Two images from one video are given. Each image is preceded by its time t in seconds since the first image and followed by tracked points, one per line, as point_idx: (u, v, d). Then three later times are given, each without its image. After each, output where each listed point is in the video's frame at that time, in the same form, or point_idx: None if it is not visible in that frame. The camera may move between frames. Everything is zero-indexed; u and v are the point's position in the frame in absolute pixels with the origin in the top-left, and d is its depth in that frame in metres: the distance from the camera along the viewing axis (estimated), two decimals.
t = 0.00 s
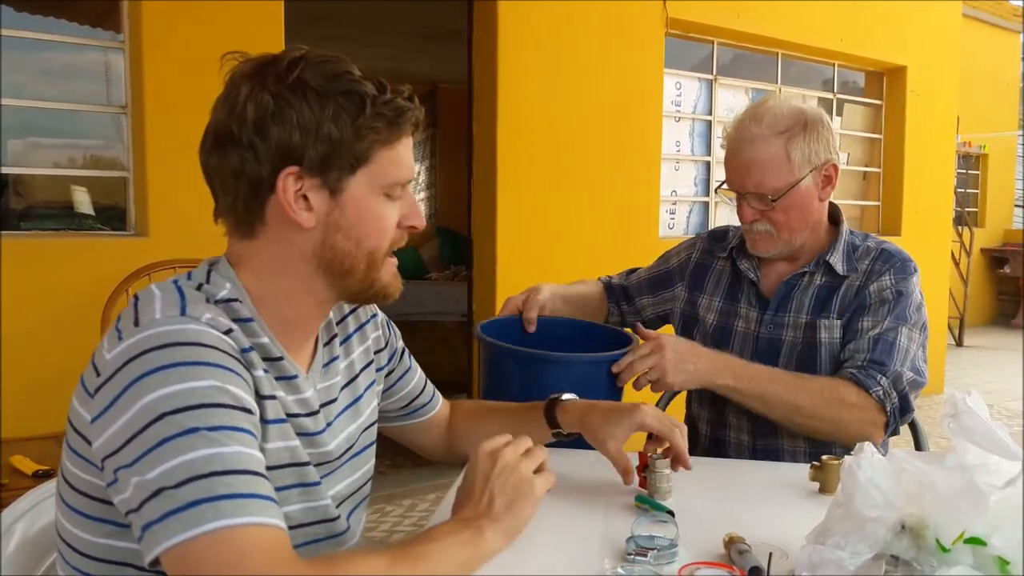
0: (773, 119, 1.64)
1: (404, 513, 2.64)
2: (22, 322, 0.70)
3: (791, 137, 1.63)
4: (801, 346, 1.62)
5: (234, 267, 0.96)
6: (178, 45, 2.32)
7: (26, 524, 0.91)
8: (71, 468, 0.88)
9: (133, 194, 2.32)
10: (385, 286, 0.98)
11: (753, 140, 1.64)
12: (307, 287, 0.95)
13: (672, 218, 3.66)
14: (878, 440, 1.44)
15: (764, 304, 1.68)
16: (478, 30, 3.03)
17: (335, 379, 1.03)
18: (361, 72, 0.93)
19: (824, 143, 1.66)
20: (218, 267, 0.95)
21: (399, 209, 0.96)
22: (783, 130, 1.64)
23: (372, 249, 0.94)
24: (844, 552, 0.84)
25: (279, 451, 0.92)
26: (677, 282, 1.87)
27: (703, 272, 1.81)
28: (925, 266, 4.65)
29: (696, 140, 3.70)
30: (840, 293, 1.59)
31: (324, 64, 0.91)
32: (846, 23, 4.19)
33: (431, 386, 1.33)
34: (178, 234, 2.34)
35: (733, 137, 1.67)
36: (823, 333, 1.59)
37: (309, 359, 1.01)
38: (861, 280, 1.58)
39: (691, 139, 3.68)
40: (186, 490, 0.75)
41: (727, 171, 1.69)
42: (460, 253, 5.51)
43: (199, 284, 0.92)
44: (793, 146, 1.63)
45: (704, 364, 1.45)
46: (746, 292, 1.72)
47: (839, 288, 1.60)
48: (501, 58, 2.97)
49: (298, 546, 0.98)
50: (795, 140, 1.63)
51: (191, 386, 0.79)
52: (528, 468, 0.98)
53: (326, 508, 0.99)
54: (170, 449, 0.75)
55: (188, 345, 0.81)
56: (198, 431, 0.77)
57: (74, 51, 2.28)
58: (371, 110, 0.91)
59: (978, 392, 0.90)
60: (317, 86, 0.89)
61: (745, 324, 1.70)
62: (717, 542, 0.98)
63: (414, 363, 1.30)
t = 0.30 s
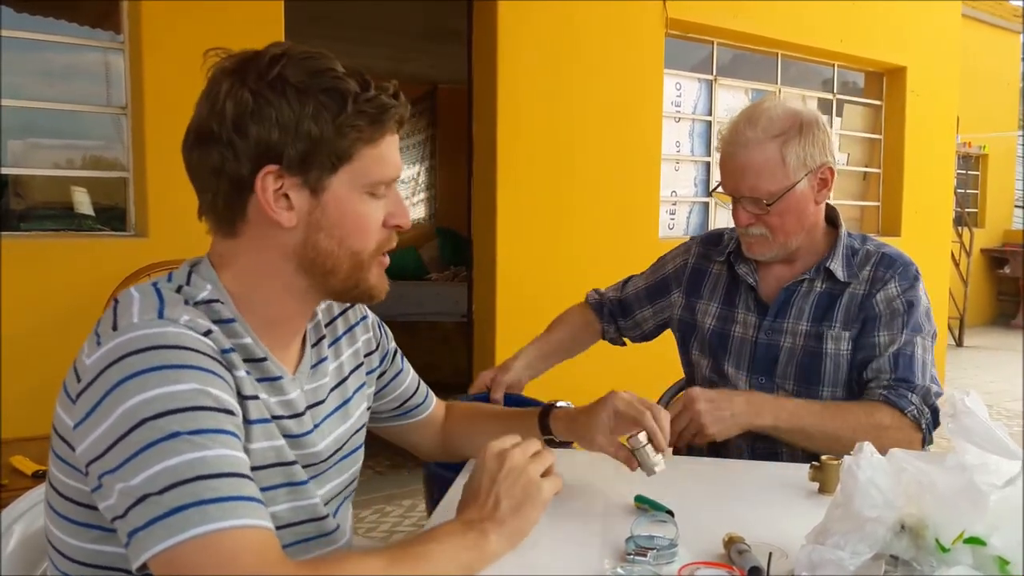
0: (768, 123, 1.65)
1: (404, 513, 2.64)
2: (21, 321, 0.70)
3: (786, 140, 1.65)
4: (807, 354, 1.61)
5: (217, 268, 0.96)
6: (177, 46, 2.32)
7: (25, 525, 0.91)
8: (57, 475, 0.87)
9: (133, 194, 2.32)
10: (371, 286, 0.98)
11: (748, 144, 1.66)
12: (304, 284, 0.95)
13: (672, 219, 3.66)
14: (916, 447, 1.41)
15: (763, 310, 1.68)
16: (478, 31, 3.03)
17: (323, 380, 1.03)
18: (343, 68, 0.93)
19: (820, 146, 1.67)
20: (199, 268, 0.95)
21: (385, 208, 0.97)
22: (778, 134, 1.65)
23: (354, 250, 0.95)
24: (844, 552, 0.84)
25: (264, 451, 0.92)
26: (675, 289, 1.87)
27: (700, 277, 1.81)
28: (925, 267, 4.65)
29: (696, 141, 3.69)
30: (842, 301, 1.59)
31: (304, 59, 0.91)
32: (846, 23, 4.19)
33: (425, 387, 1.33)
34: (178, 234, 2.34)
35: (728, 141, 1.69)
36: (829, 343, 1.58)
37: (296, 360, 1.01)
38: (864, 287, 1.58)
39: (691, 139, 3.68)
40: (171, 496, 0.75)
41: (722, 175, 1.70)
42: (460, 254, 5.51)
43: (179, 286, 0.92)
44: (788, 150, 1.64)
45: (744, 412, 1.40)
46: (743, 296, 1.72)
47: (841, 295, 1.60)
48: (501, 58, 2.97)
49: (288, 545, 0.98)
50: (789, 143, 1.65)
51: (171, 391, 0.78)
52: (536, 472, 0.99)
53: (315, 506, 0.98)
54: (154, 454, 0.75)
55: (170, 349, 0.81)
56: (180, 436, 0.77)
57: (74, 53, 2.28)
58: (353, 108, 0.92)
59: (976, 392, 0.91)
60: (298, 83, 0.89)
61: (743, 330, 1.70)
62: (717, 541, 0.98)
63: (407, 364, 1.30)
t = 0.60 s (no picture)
0: (747, 129, 1.64)
1: (405, 513, 2.64)
2: (28, 321, 0.70)
3: (766, 146, 1.63)
4: (819, 356, 1.60)
5: (227, 269, 0.98)
6: (176, 46, 2.32)
7: (26, 523, 0.91)
8: (65, 468, 0.89)
9: (134, 195, 2.30)
10: (337, 290, 0.91)
11: (728, 152, 1.64)
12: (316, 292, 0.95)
13: (672, 218, 3.66)
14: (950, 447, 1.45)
15: (766, 318, 1.65)
16: (478, 31, 3.03)
17: (332, 389, 1.02)
18: (279, 63, 0.92)
19: (801, 148, 1.67)
20: (211, 270, 0.97)
21: (337, 208, 0.91)
22: (758, 140, 1.63)
23: (303, 252, 0.90)
24: (844, 551, 0.85)
25: (271, 451, 0.92)
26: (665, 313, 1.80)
27: (689, 295, 1.76)
28: (925, 265, 4.66)
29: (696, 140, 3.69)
30: (846, 299, 1.60)
31: (247, 61, 0.92)
32: (846, 22, 4.18)
33: (431, 395, 1.35)
34: (178, 234, 2.34)
35: (707, 150, 1.67)
36: (843, 344, 1.59)
37: (306, 366, 1.01)
38: (868, 283, 1.60)
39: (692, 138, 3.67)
40: (175, 492, 0.75)
41: (705, 185, 1.69)
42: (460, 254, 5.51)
43: (190, 284, 0.93)
44: (769, 155, 1.63)
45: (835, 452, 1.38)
46: (740, 305, 1.69)
47: (844, 294, 1.61)
48: (502, 57, 2.98)
49: (294, 545, 0.98)
50: (770, 148, 1.63)
51: (177, 388, 0.79)
52: (564, 488, 1.00)
53: (320, 508, 0.99)
54: (160, 451, 0.75)
55: (178, 347, 0.82)
56: (185, 433, 0.77)
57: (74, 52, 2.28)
58: (269, 100, 0.89)
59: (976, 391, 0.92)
60: (236, 82, 0.91)
61: (743, 340, 1.67)
62: (717, 540, 0.98)
63: (415, 372, 1.31)
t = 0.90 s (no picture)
0: (716, 141, 1.60)
1: (406, 512, 2.64)
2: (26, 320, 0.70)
3: (738, 156, 1.60)
4: (824, 353, 1.61)
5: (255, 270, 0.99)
6: (177, 46, 2.32)
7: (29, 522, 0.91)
8: (80, 457, 0.90)
9: (135, 195, 2.28)
10: (344, 307, 0.92)
11: (699, 167, 1.60)
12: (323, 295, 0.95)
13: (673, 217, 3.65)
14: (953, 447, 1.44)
15: (764, 322, 1.63)
16: (478, 32, 3.03)
17: (351, 400, 1.02)
18: (293, 72, 0.93)
19: (774, 153, 1.63)
20: (238, 272, 0.99)
21: (344, 222, 0.91)
22: (729, 151, 1.60)
23: (311, 265, 0.91)
24: (846, 549, 0.84)
25: (286, 450, 0.92)
26: (657, 330, 1.73)
27: (680, 310, 1.70)
28: (926, 265, 4.65)
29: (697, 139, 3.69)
30: (842, 292, 1.62)
31: (265, 70, 0.94)
32: (847, 20, 4.18)
33: (450, 398, 1.34)
34: (180, 233, 2.34)
35: (678, 165, 1.63)
36: (846, 337, 1.61)
37: (327, 376, 1.01)
38: (861, 274, 1.62)
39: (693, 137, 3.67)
40: (187, 486, 0.75)
41: (680, 198, 1.65)
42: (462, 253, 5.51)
43: (216, 284, 0.95)
44: (742, 166, 1.59)
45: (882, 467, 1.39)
46: (735, 313, 1.66)
47: (839, 286, 1.62)
48: (502, 57, 2.97)
49: (304, 546, 0.97)
50: (742, 159, 1.60)
51: (195, 382, 0.79)
52: (567, 490, 1.02)
53: (333, 510, 0.99)
54: (174, 443, 0.76)
55: (196, 341, 0.83)
56: (200, 426, 0.77)
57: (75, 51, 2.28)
58: (279, 109, 0.90)
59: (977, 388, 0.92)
60: (253, 91, 0.93)
61: (744, 348, 1.64)
62: (719, 539, 0.98)
63: (438, 377, 1.31)
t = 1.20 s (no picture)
0: (699, 146, 1.59)
1: (406, 510, 2.65)
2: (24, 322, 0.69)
3: (722, 160, 1.58)
4: (823, 348, 1.61)
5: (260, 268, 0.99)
6: (176, 46, 2.32)
7: (28, 522, 0.91)
8: (81, 454, 0.90)
9: (136, 194, 2.29)
10: (378, 315, 0.93)
11: (683, 173, 1.59)
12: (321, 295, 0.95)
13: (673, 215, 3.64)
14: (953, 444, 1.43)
15: (760, 322, 1.62)
16: (479, 32, 3.03)
17: (352, 398, 1.03)
18: (347, 83, 0.91)
19: (757, 154, 1.62)
20: (243, 269, 0.98)
21: (390, 235, 0.91)
22: (713, 155, 1.59)
23: (349, 274, 0.91)
24: (844, 546, 0.84)
25: (290, 447, 0.93)
26: (653, 338, 1.72)
27: (674, 316, 1.68)
28: (925, 263, 4.65)
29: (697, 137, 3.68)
30: (836, 287, 1.63)
31: (317, 75, 0.91)
32: (847, 18, 4.18)
33: (447, 397, 1.34)
34: (179, 232, 2.34)
35: (661, 171, 1.62)
36: (843, 331, 1.62)
37: (328, 373, 1.02)
38: (853, 267, 1.63)
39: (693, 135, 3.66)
40: (191, 481, 0.75)
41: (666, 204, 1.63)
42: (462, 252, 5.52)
43: (222, 282, 0.95)
44: (726, 170, 1.58)
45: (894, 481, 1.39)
46: (729, 315, 1.65)
47: (832, 281, 1.63)
48: (502, 56, 2.98)
49: (306, 543, 0.97)
50: (726, 163, 1.58)
51: (200, 377, 0.80)
52: (572, 496, 1.01)
53: (335, 508, 0.98)
54: (180, 438, 0.76)
55: (202, 336, 0.83)
56: (206, 422, 0.77)
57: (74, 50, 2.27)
58: (340, 121, 0.88)
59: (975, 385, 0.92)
60: (301, 95, 0.90)
61: (741, 349, 1.63)
62: (718, 537, 0.98)
63: (436, 376, 1.31)
